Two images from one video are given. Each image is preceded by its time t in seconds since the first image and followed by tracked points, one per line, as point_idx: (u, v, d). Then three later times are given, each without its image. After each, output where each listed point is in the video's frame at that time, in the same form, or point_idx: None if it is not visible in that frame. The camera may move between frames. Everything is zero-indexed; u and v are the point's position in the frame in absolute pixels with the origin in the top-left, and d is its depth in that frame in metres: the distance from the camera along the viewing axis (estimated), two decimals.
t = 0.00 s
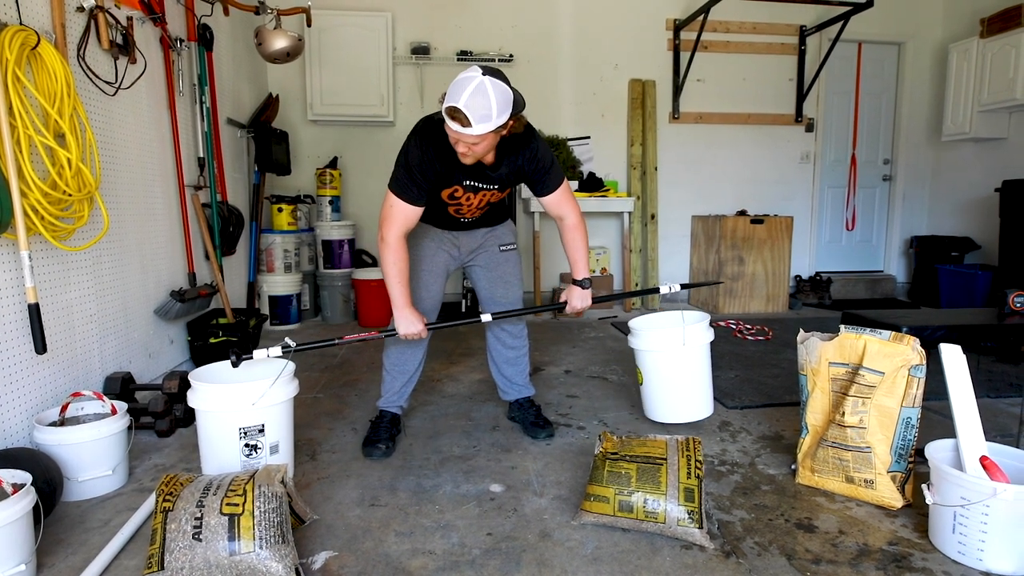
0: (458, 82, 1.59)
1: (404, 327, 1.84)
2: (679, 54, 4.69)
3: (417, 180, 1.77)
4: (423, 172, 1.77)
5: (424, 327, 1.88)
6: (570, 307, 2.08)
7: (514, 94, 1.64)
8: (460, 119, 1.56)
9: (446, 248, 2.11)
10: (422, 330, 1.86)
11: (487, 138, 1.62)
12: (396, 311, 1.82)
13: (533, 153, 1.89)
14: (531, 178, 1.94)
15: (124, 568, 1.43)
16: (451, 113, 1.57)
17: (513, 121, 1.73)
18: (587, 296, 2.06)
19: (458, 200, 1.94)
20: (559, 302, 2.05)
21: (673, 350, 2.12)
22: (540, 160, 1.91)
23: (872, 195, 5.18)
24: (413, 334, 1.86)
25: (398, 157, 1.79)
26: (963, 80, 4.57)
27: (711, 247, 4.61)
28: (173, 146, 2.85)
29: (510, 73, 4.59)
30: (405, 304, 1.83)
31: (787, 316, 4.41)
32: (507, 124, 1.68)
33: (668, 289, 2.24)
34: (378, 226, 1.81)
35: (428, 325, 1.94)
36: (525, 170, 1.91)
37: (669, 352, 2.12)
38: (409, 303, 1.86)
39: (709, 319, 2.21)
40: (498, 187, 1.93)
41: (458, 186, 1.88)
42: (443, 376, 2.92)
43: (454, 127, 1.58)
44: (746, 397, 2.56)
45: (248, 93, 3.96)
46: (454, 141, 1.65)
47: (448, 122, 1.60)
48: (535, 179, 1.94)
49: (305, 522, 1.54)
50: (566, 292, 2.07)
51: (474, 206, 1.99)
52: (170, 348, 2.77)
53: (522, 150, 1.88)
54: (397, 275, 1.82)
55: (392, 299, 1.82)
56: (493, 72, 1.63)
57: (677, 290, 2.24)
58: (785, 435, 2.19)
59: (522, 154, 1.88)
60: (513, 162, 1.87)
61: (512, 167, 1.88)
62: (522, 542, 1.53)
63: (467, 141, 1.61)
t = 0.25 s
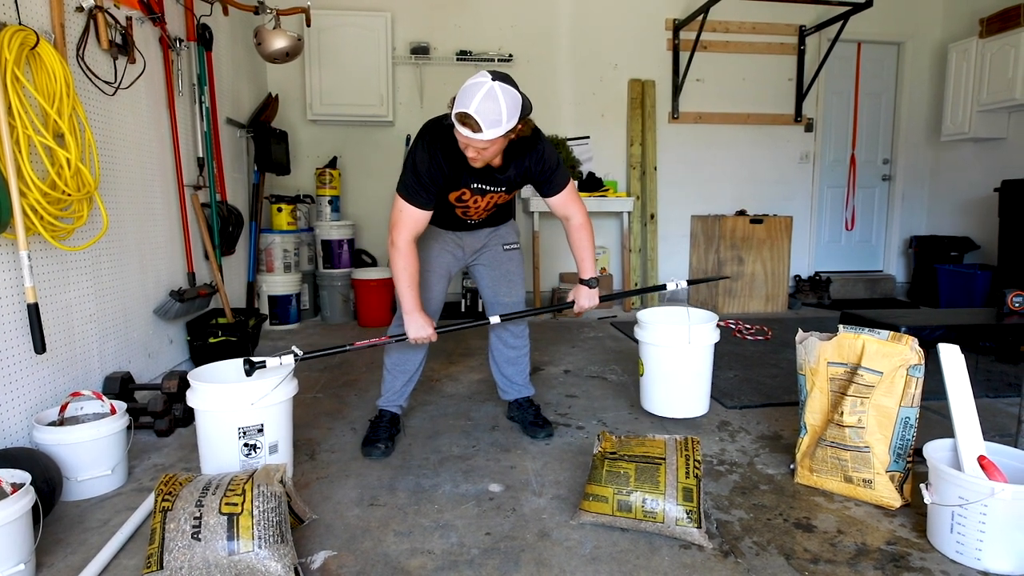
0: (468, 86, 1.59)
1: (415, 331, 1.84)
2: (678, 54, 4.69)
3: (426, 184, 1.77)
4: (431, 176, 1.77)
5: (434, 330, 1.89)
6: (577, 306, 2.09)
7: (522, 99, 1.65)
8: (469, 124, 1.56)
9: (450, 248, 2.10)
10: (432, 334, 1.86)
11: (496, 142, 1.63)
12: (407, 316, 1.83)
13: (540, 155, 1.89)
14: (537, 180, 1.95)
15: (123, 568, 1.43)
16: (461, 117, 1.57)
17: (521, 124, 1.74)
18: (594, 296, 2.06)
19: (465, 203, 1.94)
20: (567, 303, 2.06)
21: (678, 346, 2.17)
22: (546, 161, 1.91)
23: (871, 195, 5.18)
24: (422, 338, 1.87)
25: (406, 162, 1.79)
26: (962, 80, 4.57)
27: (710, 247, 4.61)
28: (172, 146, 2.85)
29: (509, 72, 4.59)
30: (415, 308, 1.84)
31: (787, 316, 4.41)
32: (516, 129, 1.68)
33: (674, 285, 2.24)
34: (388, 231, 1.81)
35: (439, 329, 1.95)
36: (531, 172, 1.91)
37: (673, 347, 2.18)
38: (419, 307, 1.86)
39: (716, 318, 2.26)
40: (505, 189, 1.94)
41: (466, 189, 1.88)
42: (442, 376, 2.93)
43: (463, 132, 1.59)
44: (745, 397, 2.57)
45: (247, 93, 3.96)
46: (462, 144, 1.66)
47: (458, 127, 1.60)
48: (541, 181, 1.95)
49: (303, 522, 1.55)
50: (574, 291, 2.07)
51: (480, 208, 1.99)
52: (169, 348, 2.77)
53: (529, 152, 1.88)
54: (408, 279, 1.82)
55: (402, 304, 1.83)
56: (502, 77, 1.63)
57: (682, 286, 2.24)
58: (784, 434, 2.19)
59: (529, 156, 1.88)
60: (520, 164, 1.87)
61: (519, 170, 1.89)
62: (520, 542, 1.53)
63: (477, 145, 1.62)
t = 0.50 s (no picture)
0: (471, 95, 1.59)
1: (420, 333, 1.85)
2: (679, 54, 4.69)
3: (429, 189, 1.78)
4: (435, 181, 1.78)
5: (438, 332, 1.89)
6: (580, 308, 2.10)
7: (526, 105, 1.65)
8: (472, 133, 1.57)
9: (452, 250, 2.11)
10: (437, 335, 1.86)
11: (499, 150, 1.64)
12: (411, 317, 1.83)
13: (543, 161, 1.90)
14: (540, 185, 1.95)
15: (124, 568, 1.43)
16: (463, 126, 1.58)
17: (525, 131, 1.74)
18: (599, 299, 2.07)
19: (468, 207, 1.95)
20: (570, 306, 2.06)
21: (675, 353, 2.18)
22: (549, 166, 1.91)
23: (872, 195, 5.18)
24: (427, 339, 1.87)
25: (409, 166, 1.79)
26: (963, 80, 4.57)
27: (710, 248, 4.61)
28: (173, 148, 2.86)
29: (510, 73, 4.60)
30: (420, 310, 1.84)
31: (787, 316, 4.41)
32: (519, 135, 1.69)
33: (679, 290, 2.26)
34: (392, 234, 1.82)
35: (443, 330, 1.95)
36: (534, 177, 1.92)
37: (670, 353, 2.19)
38: (424, 309, 1.87)
39: (718, 330, 2.25)
40: (508, 194, 1.94)
41: (469, 194, 1.89)
42: (443, 376, 2.93)
43: (466, 140, 1.60)
44: (745, 398, 2.57)
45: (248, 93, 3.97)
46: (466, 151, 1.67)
47: (461, 136, 1.61)
48: (543, 185, 1.96)
49: (304, 522, 1.55)
50: (578, 294, 2.08)
51: (483, 212, 2.00)
52: (170, 348, 2.78)
53: (532, 158, 1.89)
54: (412, 282, 1.83)
55: (407, 306, 1.83)
56: (506, 85, 1.63)
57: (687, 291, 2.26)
58: (784, 435, 2.19)
59: (532, 161, 1.89)
60: (523, 170, 1.88)
61: (522, 174, 1.90)
62: (520, 542, 1.54)
63: (479, 153, 1.63)
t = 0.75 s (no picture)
0: (480, 91, 1.60)
1: (427, 330, 1.85)
2: (679, 55, 4.70)
3: (436, 187, 1.78)
4: (442, 179, 1.78)
5: (445, 330, 1.89)
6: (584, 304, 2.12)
7: (533, 102, 1.66)
8: (480, 128, 1.57)
9: (457, 250, 2.11)
10: (443, 332, 1.86)
11: (507, 146, 1.64)
12: (418, 314, 1.83)
13: (549, 158, 1.90)
14: (546, 182, 1.96)
15: (126, 567, 1.44)
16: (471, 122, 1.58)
17: (531, 129, 1.75)
18: (604, 297, 2.08)
19: (474, 205, 1.95)
20: (576, 303, 2.07)
21: (679, 350, 2.19)
22: (555, 164, 1.92)
23: (872, 195, 5.18)
24: (434, 336, 1.87)
25: (416, 165, 1.80)
26: (964, 81, 4.57)
27: (711, 248, 4.60)
28: (174, 148, 2.86)
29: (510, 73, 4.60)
30: (427, 307, 1.84)
31: (787, 316, 4.41)
32: (526, 132, 1.69)
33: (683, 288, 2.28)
34: (398, 233, 1.82)
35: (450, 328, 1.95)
36: (540, 175, 1.92)
37: (675, 352, 2.20)
38: (431, 306, 1.87)
39: (723, 327, 2.26)
40: (514, 192, 1.94)
41: (476, 192, 1.89)
42: (443, 376, 2.94)
43: (473, 135, 1.59)
44: (745, 398, 2.57)
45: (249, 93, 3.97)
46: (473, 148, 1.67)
47: (469, 131, 1.61)
48: (549, 183, 1.96)
49: (305, 522, 1.56)
50: (584, 292, 2.09)
51: (489, 211, 2.00)
52: (171, 348, 2.78)
53: (539, 155, 1.89)
54: (419, 279, 1.83)
55: (413, 303, 1.83)
56: (513, 82, 1.64)
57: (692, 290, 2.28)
58: (784, 435, 2.20)
59: (538, 159, 1.89)
60: (530, 167, 1.88)
61: (528, 172, 1.90)
62: (521, 542, 1.54)
63: (487, 149, 1.63)
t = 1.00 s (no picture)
0: (481, 80, 1.60)
1: (427, 322, 1.86)
2: (679, 55, 4.70)
3: (436, 178, 1.78)
4: (442, 171, 1.78)
5: (446, 323, 1.91)
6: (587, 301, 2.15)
7: (535, 92, 1.66)
8: (483, 117, 1.58)
9: (456, 250, 2.11)
10: (443, 325, 1.88)
11: (509, 135, 1.65)
12: (418, 306, 1.85)
13: (550, 152, 1.90)
14: (547, 177, 1.95)
15: (127, 567, 1.44)
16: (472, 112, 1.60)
17: (532, 119, 1.75)
18: (605, 293, 2.11)
19: (474, 198, 1.95)
20: (578, 299, 2.11)
21: (690, 347, 2.19)
22: (556, 158, 1.91)
23: (872, 195, 5.19)
24: (435, 329, 1.89)
25: (416, 157, 1.80)
26: (964, 81, 4.57)
27: (711, 248, 4.59)
28: (174, 148, 2.86)
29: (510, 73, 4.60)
30: (427, 299, 1.85)
31: (788, 316, 4.41)
32: (527, 122, 1.70)
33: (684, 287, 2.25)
34: (397, 225, 1.82)
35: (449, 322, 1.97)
36: (541, 169, 1.92)
37: (686, 349, 2.19)
38: (431, 299, 1.88)
39: (730, 323, 2.27)
40: (515, 186, 1.94)
41: (476, 184, 1.89)
42: (444, 376, 2.94)
43: (476, 124, 1.60)
44: (746, 398, 2.57)
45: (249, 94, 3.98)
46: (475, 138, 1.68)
47: (472, 120, 1.61)
48: (550, 178, 1.95)
49: (306, 521, 1.56)
50: (584, 289, 2.12)
51: (489, 205, 1.99)
52: (172, 348, 2.78)
53: (539, 149, 1.89)
54: (417, 272, 1.83)
55: (413, 295, 1.84)
56: (515, 70, 1.64)
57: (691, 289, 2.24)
58: (784, 435, 2.20)
59: (538, 153, 1.89)
60: (530, 160, 1.88)
61: (529, 166, 1.90)
62: (522, 542, 1.54)
63: (489, 138, 1.64)
